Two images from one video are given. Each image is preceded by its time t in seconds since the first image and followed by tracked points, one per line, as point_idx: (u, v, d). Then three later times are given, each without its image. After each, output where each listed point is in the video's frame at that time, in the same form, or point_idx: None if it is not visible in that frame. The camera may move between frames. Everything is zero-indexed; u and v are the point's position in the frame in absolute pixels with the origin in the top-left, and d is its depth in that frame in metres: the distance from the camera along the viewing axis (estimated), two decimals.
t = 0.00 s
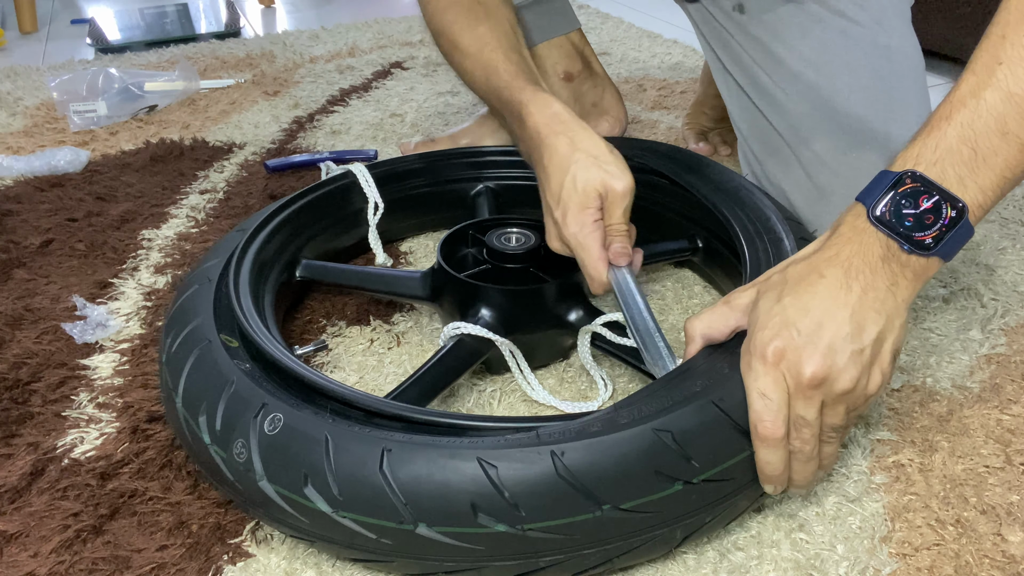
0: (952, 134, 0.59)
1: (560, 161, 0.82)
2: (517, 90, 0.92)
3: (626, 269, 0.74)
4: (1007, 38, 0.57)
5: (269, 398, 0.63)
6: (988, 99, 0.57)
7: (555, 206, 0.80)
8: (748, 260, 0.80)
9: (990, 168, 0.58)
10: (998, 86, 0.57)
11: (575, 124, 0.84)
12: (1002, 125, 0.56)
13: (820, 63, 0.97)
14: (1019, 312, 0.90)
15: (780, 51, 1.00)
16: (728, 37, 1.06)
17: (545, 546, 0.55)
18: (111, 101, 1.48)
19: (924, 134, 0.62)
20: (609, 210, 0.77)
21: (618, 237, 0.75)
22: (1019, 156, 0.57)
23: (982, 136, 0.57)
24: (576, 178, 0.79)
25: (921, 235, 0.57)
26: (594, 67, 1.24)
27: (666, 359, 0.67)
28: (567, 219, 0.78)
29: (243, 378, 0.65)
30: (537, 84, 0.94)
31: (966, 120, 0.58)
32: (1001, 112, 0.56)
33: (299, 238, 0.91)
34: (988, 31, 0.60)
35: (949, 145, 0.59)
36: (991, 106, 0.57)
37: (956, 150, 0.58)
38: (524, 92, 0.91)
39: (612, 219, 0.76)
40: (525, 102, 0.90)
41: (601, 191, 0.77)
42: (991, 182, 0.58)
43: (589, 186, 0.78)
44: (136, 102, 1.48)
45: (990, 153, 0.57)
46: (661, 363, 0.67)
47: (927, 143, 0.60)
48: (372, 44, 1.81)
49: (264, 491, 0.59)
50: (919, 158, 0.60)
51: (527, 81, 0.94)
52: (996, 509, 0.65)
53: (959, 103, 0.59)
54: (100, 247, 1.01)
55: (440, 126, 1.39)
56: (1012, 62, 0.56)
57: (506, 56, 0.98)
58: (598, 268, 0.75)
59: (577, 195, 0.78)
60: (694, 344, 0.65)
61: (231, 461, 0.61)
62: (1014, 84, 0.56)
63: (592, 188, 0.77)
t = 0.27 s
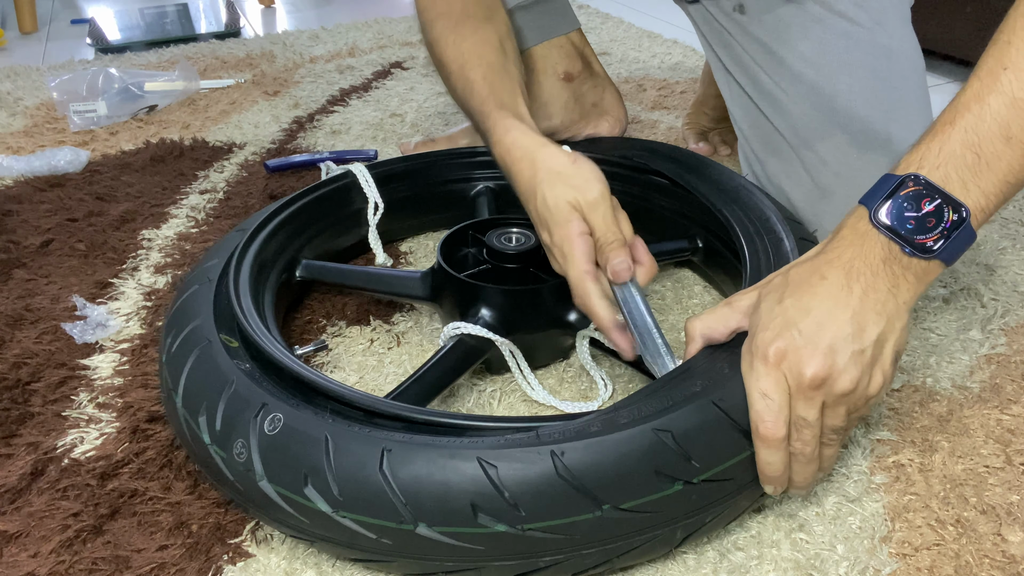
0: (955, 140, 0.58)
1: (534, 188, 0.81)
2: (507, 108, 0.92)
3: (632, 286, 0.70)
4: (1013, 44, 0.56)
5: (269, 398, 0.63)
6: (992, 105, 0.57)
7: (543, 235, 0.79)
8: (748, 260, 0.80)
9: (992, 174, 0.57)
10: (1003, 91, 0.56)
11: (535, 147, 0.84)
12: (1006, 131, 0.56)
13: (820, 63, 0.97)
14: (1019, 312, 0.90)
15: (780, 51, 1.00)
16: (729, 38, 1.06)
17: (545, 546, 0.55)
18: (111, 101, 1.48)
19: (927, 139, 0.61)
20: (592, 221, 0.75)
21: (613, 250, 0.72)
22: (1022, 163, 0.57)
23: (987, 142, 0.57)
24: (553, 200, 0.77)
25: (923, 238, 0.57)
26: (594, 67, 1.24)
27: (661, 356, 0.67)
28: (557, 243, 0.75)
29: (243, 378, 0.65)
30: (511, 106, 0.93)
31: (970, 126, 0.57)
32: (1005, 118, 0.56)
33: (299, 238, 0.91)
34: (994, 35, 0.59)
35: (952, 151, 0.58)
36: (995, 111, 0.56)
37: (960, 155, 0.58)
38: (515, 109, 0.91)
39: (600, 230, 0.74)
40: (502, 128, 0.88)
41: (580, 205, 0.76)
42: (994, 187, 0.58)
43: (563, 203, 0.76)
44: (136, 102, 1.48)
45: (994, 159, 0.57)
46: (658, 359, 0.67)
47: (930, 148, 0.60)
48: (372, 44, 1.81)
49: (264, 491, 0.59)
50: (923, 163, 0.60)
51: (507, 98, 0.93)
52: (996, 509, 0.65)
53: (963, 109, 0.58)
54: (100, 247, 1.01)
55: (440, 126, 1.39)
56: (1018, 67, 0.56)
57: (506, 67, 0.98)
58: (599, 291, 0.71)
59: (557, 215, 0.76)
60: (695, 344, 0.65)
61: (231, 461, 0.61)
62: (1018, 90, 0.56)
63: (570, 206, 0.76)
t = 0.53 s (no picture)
0: (965, 151, 0.59)
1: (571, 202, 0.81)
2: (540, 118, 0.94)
3: (654, 306, 0.70)
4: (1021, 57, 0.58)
5: (269, 398, 0.63)
6: (1002, 117, 0.58)
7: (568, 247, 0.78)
8: (748, 260, 0.80)
9: (1001, 186, 0.58)
10: (1013, 105, 0.58)
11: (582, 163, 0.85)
12: (1016, 142, 0.57)
13: (820, 64, 0.97)
14: (1019, 312, 0.90)
15: (779, 53, 1.00)
16: (727, 39, 1.06)
17: (545, 547, 0.55)
18: (111, 101, 1.48)
19: (934, 151, 0.62)
20: (622, 241, 0.75)
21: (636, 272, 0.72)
22: None
23: (997, 154, 0.58)
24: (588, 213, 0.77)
25: (930, 250, 0.57)
26: (594, 67, 1.25)
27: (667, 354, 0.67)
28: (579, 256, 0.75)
29: (243, 378, 0.65)
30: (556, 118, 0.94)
31: (981, 137, 0.58)
32: (1015, 129, 0.57)
33: (299, 238, 0.91)
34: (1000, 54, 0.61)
35: (961, 161, 0.59)
36: (1006, 122, 0.58)
37: (969, 167, 0.59)
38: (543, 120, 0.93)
39: (628, 250, 0.74)
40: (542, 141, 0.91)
41: (613, 223, 0.76)
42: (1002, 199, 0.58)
43: (599, 218, 0.76)
44: (136, 102, 1.48)
45: (1003, 170, 0.58)
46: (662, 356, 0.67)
47: (939, 158, 0.61)
48: (372, 44, 1.81)
49: (264, 491, 0.59)
50: (931, 173, 0.60)
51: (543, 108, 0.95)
52: (996, 509, 0.66)
53: (973, 120, 0.59)
54: (100, 247, 1.01)
55: (440, 126, 1.39)
56: None
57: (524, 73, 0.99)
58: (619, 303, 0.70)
59: (586, 230, 0.76)
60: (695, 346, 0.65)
61: (231, 461, 0.61)
62: None
63: (606, 222, 0.76)
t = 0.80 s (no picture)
0: (967, 153, 0.58)
1: (592, 201, 0.81)
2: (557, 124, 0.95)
3: (660, 312, 0.70)
4: None
5: (269, 398, 0.63)
6: (1006, 120, 0.57)
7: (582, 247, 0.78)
8: (748, 260, 0.80)
9: (1002, 190, 0.57)
10: (1017, 107, 0.56)
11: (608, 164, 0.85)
12: (1019, 147, 0.56)
13: (819, 65, 0.97)
14: (1019, 312, 0.90)
15: (779, 54, 0.99)
16: (725, 40, 1.06)
17: (544, 547, 0.55)
18: (111, 101, 1.48)
19: (938, 152, 0.61)
20: (638, 244, 0.75)
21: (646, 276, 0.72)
22: None
23: (996, 158, 0.57)
24: (609, 213, 0.77)
25: (926, 251, 0.56)
26: (594, 66, 1.24)
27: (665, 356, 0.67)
28: (593, 256, 0.75)
29: (243, 378, 0.65)
30: (579, 122, 0.95)
31: (983, 140, 0.57)
32: (1018, 134, 0.56)
33: (299, 238, 0.91)
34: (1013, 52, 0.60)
35: (962, 164, 0.58)
36: (1009, 126, 0.56)
37: (970, 170, 0.58)
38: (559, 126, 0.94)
39: (643, 254, 0.74)
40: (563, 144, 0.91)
41: (632, 227, 0.75)
42: (1002, 204, 0.58)
43: (621, 220, 0.76)
44: (136, 102, 1.48)
45: (1004, 175, 0.57)
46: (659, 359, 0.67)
47: (941, 158, 0.60)
48: (372, 44, 1.81)
49: (264, 491, 0.59)
50: (933, 175, 0.60)
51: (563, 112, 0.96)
52: (996, 509, 0.65)
53: (978, 123, 0.58)
54: (99, 247, 1.01)
55: (440, 126, 1.39)
56: None
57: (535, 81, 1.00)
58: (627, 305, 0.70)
59: (605, 230, 0.76)
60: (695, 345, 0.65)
61: (231, 461, 0.61)
62: None
63: (628, 225, 0.76)
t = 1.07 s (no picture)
0: (973, 158, 0.58)
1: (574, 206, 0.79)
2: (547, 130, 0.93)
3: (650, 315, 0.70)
4: None
5: (269, 398, 0.63)
6: (1013, 126, 0.56)
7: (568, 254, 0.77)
8: (748, 260, 0.80)
9: (1006, 196, 0.57)
10: None
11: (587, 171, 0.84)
12: None
13: (819, 68, 0.96)
14: (1019, 312, 0.90)
15: (779, 57, 0.99)
16: (726, 42, 1.05)
17: (544, 548, 0.55)
18: (111, 101, 1.48)
19: (943, 154, 0.61)
20: (625, 248, 0.73)
21: (636, 279, 0.72)
22: None
23: (1002, 164, 0.57)
24: (594, 218, 0.76)
25: (928, 258, 0.56)
26: (595, 66, 1.24)
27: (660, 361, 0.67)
28: (581, 263, 0.74)
29: (243, 379, 0.65)
30: (566, 130, 0.94)
31: (989, 145, 0.57)
32: None
33: (299, 238, 0.91)
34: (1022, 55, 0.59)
35: (968, 169, 0.58)
36: (1016, 132, 0.56)
37: (975, 175, 0.58)
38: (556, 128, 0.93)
39: (631, 258, 0.73)
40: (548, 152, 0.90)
41: (617, 231, 0.74)
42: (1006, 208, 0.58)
43: (606, 225, 0.75)
44: (136, 102, 1.48)
45: (1009, 182, 0.57)
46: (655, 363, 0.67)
47: (946, 161, 0.60)
48: (372, 44, 1.81)
49: (264, 492, 0.59)
50: (937, 179, 0.60)
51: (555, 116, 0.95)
52: (996, 509, 0.65)
53: (984, 127, 0.58)
54: (99, 247, 1.01)
55: (440, 126, 1.39)
56: None
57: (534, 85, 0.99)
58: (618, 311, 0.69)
59: (590, 236, 0.75)
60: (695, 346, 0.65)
61: (231, 462, 0.61)
62: None
63: (613, 229, 0.74)
